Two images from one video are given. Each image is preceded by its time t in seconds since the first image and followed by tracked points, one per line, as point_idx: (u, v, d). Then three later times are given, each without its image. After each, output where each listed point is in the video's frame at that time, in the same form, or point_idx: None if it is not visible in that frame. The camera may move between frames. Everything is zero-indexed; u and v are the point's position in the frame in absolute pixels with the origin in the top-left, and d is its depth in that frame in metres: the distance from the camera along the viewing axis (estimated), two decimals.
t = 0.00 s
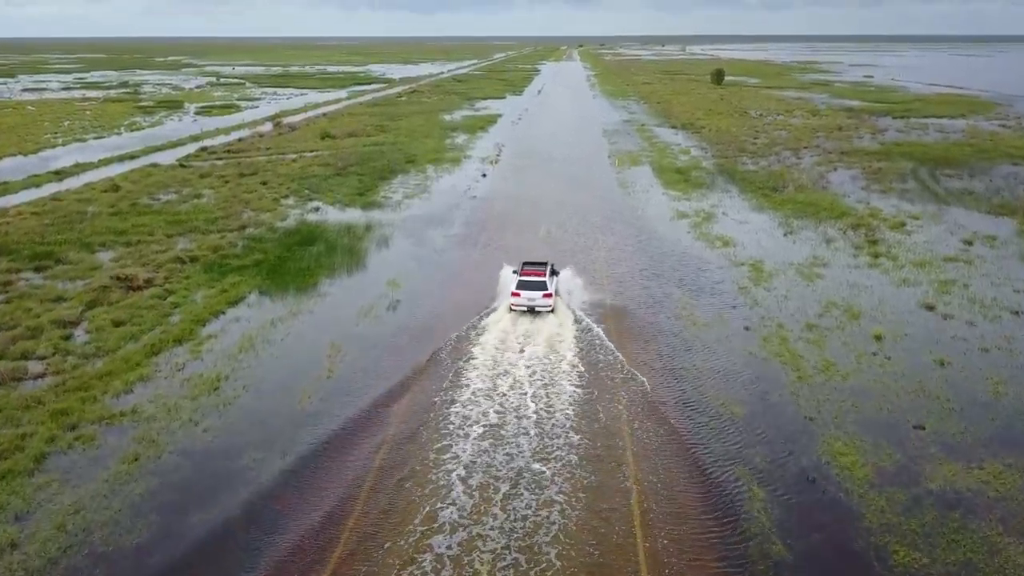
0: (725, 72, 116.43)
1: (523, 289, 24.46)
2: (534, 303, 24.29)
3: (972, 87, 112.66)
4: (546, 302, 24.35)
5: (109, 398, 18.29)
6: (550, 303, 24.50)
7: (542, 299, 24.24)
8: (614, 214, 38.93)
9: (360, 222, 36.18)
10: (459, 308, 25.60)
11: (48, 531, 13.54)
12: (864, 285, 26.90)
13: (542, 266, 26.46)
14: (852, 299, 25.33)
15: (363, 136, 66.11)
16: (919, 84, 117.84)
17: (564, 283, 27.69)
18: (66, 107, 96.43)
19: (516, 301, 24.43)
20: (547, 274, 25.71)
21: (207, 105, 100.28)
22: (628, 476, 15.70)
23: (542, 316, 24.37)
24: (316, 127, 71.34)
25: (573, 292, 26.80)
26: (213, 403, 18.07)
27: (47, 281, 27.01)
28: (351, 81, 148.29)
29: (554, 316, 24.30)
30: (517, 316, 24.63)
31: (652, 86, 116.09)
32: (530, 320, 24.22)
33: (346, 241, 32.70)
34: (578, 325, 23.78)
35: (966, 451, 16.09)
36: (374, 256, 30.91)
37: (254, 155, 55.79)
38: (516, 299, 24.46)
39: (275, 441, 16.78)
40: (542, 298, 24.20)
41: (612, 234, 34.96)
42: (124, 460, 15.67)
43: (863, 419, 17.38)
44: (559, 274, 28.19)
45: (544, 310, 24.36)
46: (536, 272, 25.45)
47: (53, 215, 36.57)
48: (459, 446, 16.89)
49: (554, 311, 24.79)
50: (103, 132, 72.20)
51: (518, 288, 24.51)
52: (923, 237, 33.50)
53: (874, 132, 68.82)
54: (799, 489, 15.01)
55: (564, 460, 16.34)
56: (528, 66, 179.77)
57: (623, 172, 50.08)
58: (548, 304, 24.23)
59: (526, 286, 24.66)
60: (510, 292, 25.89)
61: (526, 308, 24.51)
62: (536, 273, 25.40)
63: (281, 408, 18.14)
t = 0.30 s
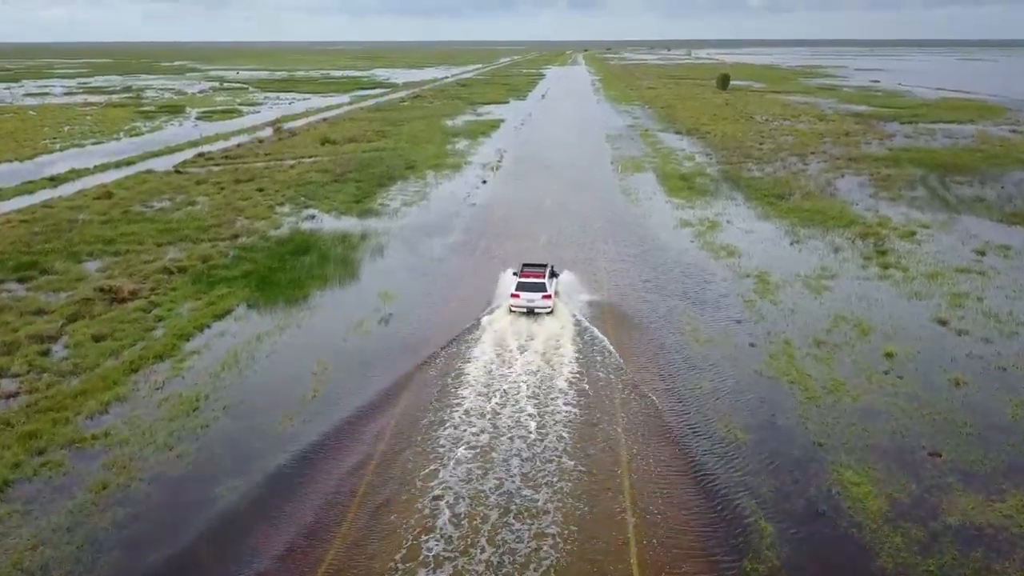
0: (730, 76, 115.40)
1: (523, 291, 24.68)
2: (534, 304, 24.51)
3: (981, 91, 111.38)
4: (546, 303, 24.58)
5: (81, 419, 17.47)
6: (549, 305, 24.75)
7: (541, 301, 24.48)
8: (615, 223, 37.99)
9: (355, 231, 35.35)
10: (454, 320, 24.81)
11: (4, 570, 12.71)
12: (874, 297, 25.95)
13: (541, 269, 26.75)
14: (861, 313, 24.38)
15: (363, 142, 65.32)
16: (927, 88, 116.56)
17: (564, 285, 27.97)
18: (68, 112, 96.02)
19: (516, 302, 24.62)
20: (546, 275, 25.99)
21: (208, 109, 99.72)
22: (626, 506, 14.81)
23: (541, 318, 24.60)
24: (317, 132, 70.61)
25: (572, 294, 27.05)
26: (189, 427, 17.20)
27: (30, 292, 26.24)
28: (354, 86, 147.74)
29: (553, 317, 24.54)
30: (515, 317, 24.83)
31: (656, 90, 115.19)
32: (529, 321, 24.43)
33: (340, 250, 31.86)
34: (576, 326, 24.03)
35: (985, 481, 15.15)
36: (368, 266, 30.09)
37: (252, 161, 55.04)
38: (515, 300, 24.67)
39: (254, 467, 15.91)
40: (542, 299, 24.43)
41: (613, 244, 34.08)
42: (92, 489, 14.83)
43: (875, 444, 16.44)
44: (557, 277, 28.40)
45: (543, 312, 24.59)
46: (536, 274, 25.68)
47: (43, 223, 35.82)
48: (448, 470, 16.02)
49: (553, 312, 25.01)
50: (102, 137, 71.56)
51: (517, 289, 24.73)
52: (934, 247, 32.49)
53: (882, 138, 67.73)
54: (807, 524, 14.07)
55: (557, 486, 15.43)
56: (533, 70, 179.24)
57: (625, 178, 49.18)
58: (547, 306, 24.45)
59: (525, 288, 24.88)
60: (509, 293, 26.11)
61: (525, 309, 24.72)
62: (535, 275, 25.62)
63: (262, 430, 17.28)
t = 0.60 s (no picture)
0: (735, 80, 114.34)
1: (522, 292, 25.21)
2: (532, 305, 25.02)
3: (989, 95, 110.03)
4: (545, 304, 25.13)
5: (49, 443, 16.59)
6: (548, 305, 25.27)
7: (539, 301, 25.00)
8: (616, 232, 37.02)
9: (349, 239, 34.52)
10: (447, 333, 23.98)
11: None
12: (884, 311, 24.96)
13: (541, 270, 27.25)
14: (871, 328, 23.39)
15: (363, 147, 64.46)
16: (934, 92, 115.31)
17: (564, 287, 28.30)
18: (68, 116, 95.46)
19: (515, 303, 25.18)
20: (545, 276, 26.51)
21: (209, 114, 99.05)
22: (621, 537, 13.94)
23: (540, 318, 25.12)
24: (316, 137, 69.80)
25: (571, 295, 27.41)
26: (162, 452, 16.32)
27: (10, 304, 25.42)
28: (357, 89, 147.00)
29: (552, 317, 25.07)
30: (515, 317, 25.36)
31: (661, 95, 114.12)
32: (528, 321, 24.94)
33: (333, 260, 31.03)
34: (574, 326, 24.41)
35: (1006, 515, 14.17)
36: (360, 277, 29.25)
37: (249, 166, 54.23)
38: (515, 301, 25.22)
39: (229, 496, 15.05)
40: (540, 300, 24.96)
41: (613, 253, 33.16)
42: (53, 521, 13.96)
43: (888, 473, 15.47)
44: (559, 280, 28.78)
45: (542, 312, 25.12)
46: (534, 275, 26.21)
47: (30, 231, 35.01)
48: (434, 498, 15.19)
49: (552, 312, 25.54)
50: (99, 142, 70.81)
51: (516, 291, 25.23)
52: (946, 257, 31.46)
53: (890, 143, 66.60)
54: (815, 564, 13.13)
55: (548, 517, 14.57)
56: (537, 74, 178.53)
57: (627, 185, 48.25)
58: (546, 307, 24.96)
59: (524, 289, 25.38)
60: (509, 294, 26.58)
61: (523, 310, 25.24)
62: (534, 276, 26.11)
63: (240, 455, 16.44)
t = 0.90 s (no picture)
0: (740, 84, 113.18)
1: (520, 292, 25.50)
2: (531, 305, 25.28)
3: (998, 98, 108.58)
4: (543, 304, 25.42)
5: (12, 468, 15.74)
6: (546, 306, 25.56)
7: (538, 302, 25.30)
8: (617, 240, 36.04)
9: (342, 247, 33.64)
10: (439, 347, 23.02)
11: None
12: (894, 324, 23.98)
13: (539, 271, 27.49)
14: (881, 342, 22.41)
15: (362, 151, 63.60)
16: (942, 95, 113.94)
17: (561, 289, 28.47)
18: (67, 119, 94.77)
19: (513, 304, 25.44)
20: (543, 277, 26.81)
21: (210, 118, 98.32)
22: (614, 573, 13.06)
23: (538, 318, 25.37)
24: (315, 141, 68.97)
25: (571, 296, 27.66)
26: (130, 479, 15.42)
27: None
28: (360, 93, 146.11)
29: (550, 318, 25.32)
30: (513, 318, 25.59)
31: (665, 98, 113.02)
32: (527, 322, 25.18)
33: (325, 269, 30.17)
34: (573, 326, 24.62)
35: None
36: (352, 287, 28.28)
37: (246, 172, 53.41)
38: (513, 301, 25.49)
39: (198, 530, 14.15)
40: (539, 301, 25.25)
41: (613, 262, 32.20)
42: (7, 557, 13.11)
43: (901, 505, 14.49)
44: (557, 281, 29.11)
45: (540, 313, 25.39)
46: (533, 276, 26.53)
47: (17, 239, 34.23)
48: (417, 526, 14.34)
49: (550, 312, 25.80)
50: (96, 146, 70.06)
51: (515, 291, 25.51)
52: (958, 266, 30.40)
53: (897, 148, 65.46)
54: None
55: (537, 549, 13.70)
56: (542, 77, 177.35)
57: (629, 190, 47.30)
58: (544, 307, 25.27)
59: (522, 289, 25.66)
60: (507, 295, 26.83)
61: (522, 310, 25.48)
62: (532, 278, 26.40)
63: (213, 482, 15.57)
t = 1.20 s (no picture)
0: (745, 87, 112.08)
1: (519, 293, 25.63)
2: (529, 306, 25.41)
3: (1007, 102, 107.27)
4: (541, 305, 25.52)
5: None
6: (545, 307, 25.68)
7: (536, 302, 25.42)
8: (617, 248, 35.07)
9: (334, 255, 32.72)
10: (427, 361, 22.19)
11: None
12: (904, 338, 22.96)
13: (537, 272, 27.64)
14: (891, 358, 21.40)
15: (361, 156, 62.75)
16: (949, 99, 112.65)
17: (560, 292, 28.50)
18: (67, 123, 94.39)
19: (512, 304, 25.55)
20: (541, 278, 26.96)
21: (210, 121, 97.63)
22: None
23: (536, 319, 25.49)
24: (314, 146, 68.15)
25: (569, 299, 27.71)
26: (90, 510, 14.50)
27: None
28: (362, 96, 145.36)
29: (548, 319, 25.38)
30: (511, 319, 25.69)
31: (669, 102, 111.94)
32: (525, 323, 25.30)
33: (315, 279, 29.25)
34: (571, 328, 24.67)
35: None
36: (341, 298, 27.33)
37: (241, 177, 52.59)
38: (512, 302, 25.61)
39: (162, 570, 13.27)
40: (537, 301, 25.38)
41: (613, 272, 31.22)
42: None
43: (915, 542, 13.50)
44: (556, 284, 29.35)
45: (539, 314, 25.50)
46: (532, 277, 26.70)
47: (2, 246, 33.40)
48: (394, 563, 13.48)
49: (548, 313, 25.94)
50: (93, 150, 69.33)
51: (513, 292, 25.62)
52: (970, 277, 29.36)
53: (905, 152, 64.34)
54: None
55: None
56: (546, 81, 176.38)
57: (631, 196, 46.35)
58: (542, 308, 25.40)
59: (520, 290, 25.77)
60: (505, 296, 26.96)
61: (520, 311, 25.60)
62: (530, 279, 26.54)
63: (180, 513, 14.67)
